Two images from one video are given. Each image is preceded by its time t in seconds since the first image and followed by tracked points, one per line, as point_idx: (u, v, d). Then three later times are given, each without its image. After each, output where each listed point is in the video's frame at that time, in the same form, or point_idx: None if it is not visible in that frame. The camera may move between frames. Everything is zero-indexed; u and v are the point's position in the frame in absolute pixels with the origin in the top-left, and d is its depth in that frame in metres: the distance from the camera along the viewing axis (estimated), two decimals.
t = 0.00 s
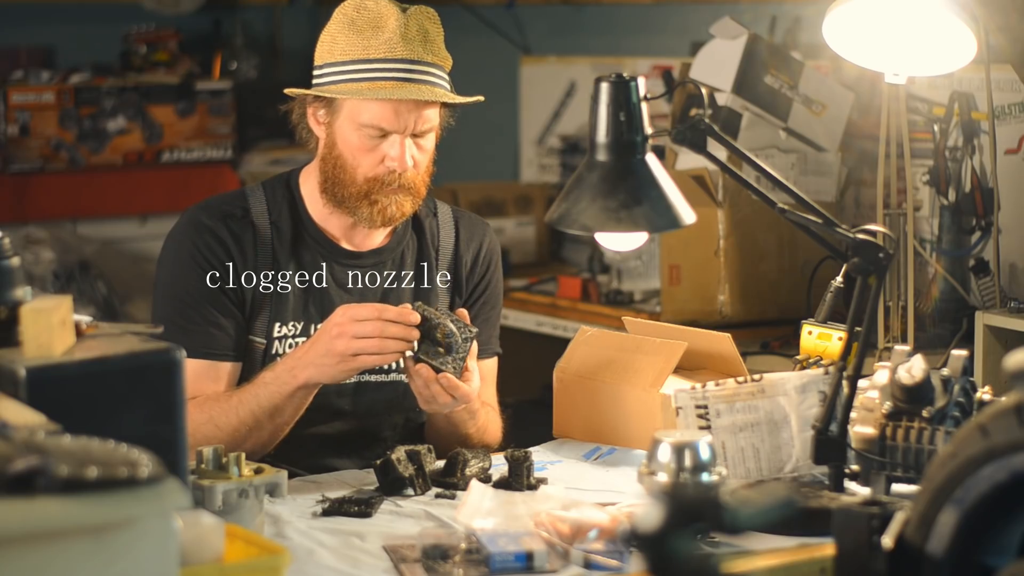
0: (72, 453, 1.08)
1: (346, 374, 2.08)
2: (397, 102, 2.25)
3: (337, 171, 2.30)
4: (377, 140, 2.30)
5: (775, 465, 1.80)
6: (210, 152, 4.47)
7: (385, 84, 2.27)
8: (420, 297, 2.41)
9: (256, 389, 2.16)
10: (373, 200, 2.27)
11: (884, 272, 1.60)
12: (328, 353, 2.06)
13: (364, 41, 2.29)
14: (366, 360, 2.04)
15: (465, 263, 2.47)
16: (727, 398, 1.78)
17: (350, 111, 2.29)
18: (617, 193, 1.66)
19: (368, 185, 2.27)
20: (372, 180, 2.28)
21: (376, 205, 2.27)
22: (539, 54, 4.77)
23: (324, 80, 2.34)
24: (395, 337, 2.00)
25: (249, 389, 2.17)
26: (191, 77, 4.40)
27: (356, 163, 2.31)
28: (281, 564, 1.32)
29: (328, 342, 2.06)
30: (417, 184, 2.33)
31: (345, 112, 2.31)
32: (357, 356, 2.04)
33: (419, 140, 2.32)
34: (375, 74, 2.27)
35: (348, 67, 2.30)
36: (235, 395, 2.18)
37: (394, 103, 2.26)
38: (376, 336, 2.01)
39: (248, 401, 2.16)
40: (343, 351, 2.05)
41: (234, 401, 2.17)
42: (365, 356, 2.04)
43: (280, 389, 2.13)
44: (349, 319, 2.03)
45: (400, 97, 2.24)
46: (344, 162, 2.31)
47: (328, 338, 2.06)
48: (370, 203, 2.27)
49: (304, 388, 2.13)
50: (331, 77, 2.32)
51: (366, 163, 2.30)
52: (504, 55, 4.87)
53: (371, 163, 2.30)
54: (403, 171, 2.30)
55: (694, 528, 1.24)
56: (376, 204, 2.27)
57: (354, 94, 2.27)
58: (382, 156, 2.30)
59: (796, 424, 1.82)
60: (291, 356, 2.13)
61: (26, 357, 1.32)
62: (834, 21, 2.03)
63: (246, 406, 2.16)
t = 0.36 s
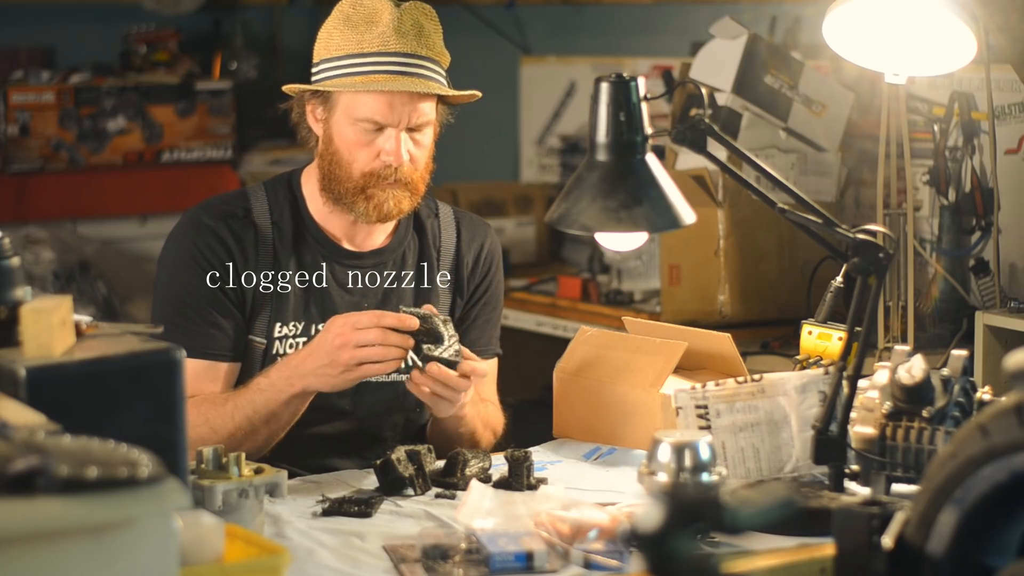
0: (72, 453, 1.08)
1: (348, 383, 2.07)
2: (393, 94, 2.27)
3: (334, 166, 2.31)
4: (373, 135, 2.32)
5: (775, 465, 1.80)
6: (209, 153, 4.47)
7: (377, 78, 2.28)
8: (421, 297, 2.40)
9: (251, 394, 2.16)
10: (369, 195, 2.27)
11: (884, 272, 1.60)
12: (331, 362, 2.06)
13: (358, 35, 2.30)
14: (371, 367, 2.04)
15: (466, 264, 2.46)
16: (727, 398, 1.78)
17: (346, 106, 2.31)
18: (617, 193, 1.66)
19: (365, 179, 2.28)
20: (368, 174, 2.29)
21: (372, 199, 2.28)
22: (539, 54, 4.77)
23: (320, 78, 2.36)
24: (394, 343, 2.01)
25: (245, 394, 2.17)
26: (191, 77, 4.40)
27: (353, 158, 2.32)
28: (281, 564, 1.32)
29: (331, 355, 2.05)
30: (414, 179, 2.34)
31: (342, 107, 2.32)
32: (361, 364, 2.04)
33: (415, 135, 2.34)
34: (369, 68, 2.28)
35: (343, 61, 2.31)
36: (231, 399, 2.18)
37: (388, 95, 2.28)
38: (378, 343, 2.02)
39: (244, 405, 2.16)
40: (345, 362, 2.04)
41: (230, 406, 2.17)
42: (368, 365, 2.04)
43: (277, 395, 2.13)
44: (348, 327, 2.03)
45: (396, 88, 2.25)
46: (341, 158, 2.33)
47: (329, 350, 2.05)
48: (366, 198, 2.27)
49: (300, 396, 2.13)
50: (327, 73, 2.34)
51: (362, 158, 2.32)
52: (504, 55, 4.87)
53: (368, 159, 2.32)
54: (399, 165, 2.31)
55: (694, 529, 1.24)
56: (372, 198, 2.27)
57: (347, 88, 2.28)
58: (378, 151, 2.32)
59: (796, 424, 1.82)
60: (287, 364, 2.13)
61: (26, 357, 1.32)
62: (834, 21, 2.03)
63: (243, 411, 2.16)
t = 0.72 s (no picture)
0: (72, 453, 1.08)
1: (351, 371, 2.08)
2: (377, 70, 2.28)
3: (329, 156, 2.33)
4: (362, 117, 2.33)
5: (775, 464, 1.80)
6: (210, 152, 4.47)
7: (357, 55, 2.29)
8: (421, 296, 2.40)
9: (255, 387, 2.16)
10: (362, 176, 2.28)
11: (884, 272, 1.60)
12: (333, 353, 2.06)
13: (338, 19, 2.32)
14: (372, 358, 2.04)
15: (466, 262, 2.46)
16: (727, 398, 1.78)
17: (334, 93, 2.34)
18: (618, 193, 1.66)
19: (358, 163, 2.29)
20: (361, 158, 2.30)
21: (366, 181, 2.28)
22: (539, 54, 4.77)
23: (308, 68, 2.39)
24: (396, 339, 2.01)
25: (249, 387, 2.17)
26: (191, 77, 4.40)
27: (344, 143, 2.33)
28: (281, 564, 1.32)
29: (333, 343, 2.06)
30: (408, 161, 2.34)
31: (329, 93, 2.35)
32: (362, 357, 2.04)
33: (404, 115, 2.35)
34: (349, 47, 2.30)
35: (326, 47, 2.33)
36: (235, 393, 2.17)
37: (371, 72, 2.31)
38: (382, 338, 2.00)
39: (248, 398, 2.16)
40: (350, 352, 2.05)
41: (234, 399, 2.16)
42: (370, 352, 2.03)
43: (282, 386, 2.14)
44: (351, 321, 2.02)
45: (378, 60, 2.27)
46: (333, 145, 2.34)
47: (331, 339, 2.06)
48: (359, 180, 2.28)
49: (305, 385, 2.14)
50: (314, 63, 2.36)
51: (353, 142, 2.33)
52: (504, 55, 4.87)
53: (359, 141, 2.33)
54: (390, 145, 2.32)
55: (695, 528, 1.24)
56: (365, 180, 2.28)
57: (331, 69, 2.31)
58: (368, 132, 2.33)
59: (796, 424, 1.82)
60: (291, 354, 2.13)
61: (26, 357, 1.32)
62: (834, 20, 2.03)
63: (247, 404, 2.15)
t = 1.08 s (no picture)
0: (72, 453, 1.08)
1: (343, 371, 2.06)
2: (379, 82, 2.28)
3: (325, 161, 2.33)
4: (361, 126, 2.34)
5: (775, 465, 1.80)
6: (210, 152, 4.47)
7: (364, 67, 2.29)
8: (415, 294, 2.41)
9: (255, 386, 2.14)
10: (362, 185, 2.29)
11: (884, 272, 1.60)
12: (331, 351, 2.04)
13: (340, 28, 2.31)
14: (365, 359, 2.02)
15: (458, 258, 2.47)
16: (727, 398, 1.78)
17: (334, 100, 2.34)
18: (617, 193, 1.66)
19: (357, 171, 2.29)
20: (360, 165, 2.31)
21: (365, 189, 2.29)
22: (539, 54, 4.77)
23: (304, 74, 2.38)
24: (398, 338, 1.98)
25: (250, 386, 2.16)
26: (191, 77, 4.40)
27: (343, 150, 2.34)
28: (281, 564, 1.32)
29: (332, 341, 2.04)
30: (406, 168, 2.35)
31: (328, 100, 2.35)
32: (356, 357, 2.02)
33: (404, 123, 2.35)
34: (355, 59, 2.29)
35: (327, 55, 2.32)
36: (235, 392, 2.17)
37: (375, 85, 2.29)
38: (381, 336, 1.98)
39: (248, 396, 2.14)
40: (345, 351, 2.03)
41: (234, 397, 2.15)
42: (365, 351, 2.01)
43: (281, 385, 2.12)
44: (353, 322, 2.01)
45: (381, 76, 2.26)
46: (331, 151, 2.35)
47: (331, 337, 2.04)
48: (359, 188, 2.28)
49: (305, 383, 2.11)
50: (312, 69, 2.35)
51: (353, 150, 2.34)
52: (504, 55, 4.87)
53: (358, 150, 2.34)
54: (390, 154, 2.32)
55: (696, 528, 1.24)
56: (365, 188, 2.29)
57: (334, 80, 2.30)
58: (368, 141, 2.34)
59: (796, 424, 1.82)
60: (291, 352, 2.13)
61: (26, 357, 1.32)
62: (834, 21, 2.03)
63: (246, 402, 2.14)
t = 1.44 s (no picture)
0: (73, 453, 1.08)
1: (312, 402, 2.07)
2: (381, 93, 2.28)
3: (324, 168, 2.33)
4: (361, 134, 2.34)
5: (775, 465, 1.80)
6: (210, 152, 4.47)
7: (364, 78, 2.29)
8: (411, 296, 2.40)
9: (225, 405, 2.16)
10: (361, 193, 2.29)
11: (884, 272, 1.60)
12: (302, 392, 2.05)
13: (342, 36, 2.31)
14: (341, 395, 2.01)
15: (456, 259, 2.46)
16: (727, 398, 1.78)
17: (334, 107, 2.33)
18: (618, 193, 1.66)
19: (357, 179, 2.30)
20: (359, 173, 2.31)
21: (365, 198, 2.29)
22: (539, 54, 4.77)
23: (305, 78, 2.37)
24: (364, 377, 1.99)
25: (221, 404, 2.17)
26: (191, 77, 4.40)
27: (342, 158, 2.34)
28: (281, 564, 1.32)
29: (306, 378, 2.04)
30: (405, 175, 2.35)
31: (327, 108, 2.35)
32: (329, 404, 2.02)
33: (403, 132, 2.35)
34: (355, 68, 2.30)
35: (329, 63, 2.32)
36: (207, 408, 2.18)
37: (376, 94, 2.30)
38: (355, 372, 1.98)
39: (218, 414, 2.16)
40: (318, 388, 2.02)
41: (205, 413, 2.17)
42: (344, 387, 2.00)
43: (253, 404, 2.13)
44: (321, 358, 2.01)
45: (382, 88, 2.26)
46: (330, 158, 2.35)
47: (303, 379, 2.04)
48: (358, 196, 2.28)
49: (268, 413, 2.14)
50: (313, 75, 2.35)
51: (352, 158, 2.34)
52: (504, 55, 4.87)
53: (357, 158, 2.34)
54: (390, 163, 2.32)
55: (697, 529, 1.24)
56: (365, 197, 2.29)
57: (335, 89, 2.30)
58: (368, 150, 2.34)
59: (796, 424, 1.82)
60: (261, 380, 2.13)
61: (26, 357, 1.32)
62: (834, 21, 2.03)
63: (215, 420, 2.16)
